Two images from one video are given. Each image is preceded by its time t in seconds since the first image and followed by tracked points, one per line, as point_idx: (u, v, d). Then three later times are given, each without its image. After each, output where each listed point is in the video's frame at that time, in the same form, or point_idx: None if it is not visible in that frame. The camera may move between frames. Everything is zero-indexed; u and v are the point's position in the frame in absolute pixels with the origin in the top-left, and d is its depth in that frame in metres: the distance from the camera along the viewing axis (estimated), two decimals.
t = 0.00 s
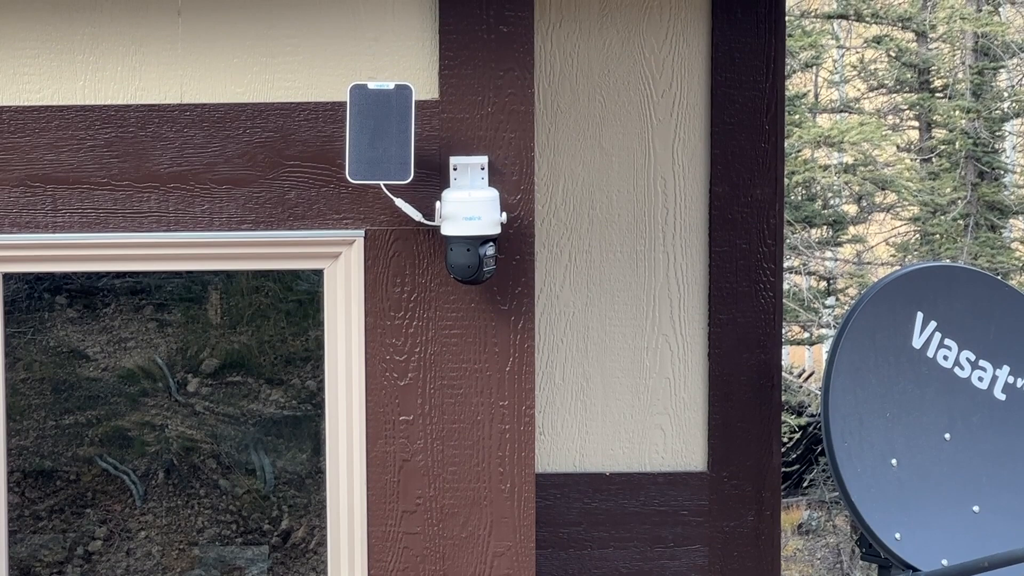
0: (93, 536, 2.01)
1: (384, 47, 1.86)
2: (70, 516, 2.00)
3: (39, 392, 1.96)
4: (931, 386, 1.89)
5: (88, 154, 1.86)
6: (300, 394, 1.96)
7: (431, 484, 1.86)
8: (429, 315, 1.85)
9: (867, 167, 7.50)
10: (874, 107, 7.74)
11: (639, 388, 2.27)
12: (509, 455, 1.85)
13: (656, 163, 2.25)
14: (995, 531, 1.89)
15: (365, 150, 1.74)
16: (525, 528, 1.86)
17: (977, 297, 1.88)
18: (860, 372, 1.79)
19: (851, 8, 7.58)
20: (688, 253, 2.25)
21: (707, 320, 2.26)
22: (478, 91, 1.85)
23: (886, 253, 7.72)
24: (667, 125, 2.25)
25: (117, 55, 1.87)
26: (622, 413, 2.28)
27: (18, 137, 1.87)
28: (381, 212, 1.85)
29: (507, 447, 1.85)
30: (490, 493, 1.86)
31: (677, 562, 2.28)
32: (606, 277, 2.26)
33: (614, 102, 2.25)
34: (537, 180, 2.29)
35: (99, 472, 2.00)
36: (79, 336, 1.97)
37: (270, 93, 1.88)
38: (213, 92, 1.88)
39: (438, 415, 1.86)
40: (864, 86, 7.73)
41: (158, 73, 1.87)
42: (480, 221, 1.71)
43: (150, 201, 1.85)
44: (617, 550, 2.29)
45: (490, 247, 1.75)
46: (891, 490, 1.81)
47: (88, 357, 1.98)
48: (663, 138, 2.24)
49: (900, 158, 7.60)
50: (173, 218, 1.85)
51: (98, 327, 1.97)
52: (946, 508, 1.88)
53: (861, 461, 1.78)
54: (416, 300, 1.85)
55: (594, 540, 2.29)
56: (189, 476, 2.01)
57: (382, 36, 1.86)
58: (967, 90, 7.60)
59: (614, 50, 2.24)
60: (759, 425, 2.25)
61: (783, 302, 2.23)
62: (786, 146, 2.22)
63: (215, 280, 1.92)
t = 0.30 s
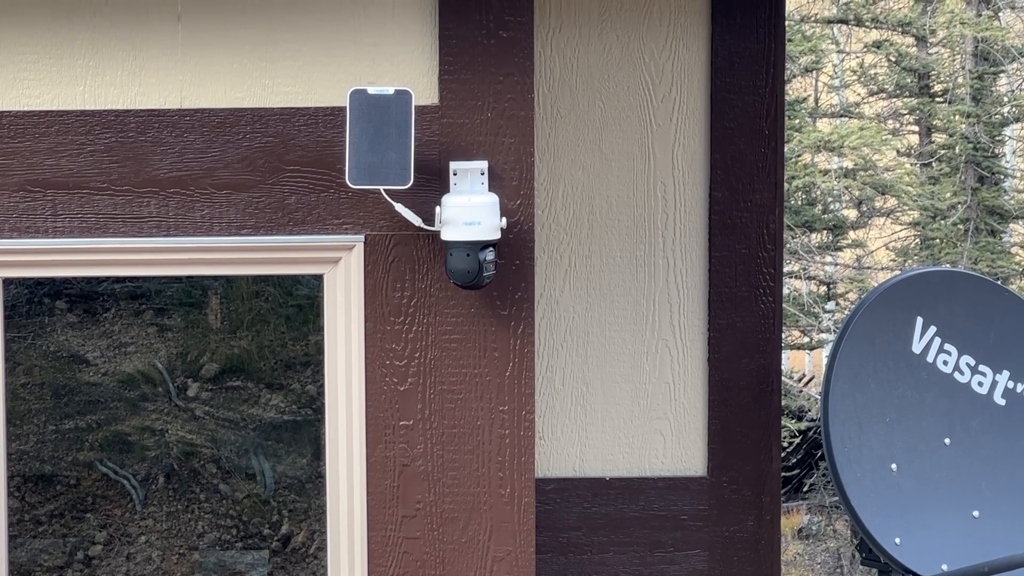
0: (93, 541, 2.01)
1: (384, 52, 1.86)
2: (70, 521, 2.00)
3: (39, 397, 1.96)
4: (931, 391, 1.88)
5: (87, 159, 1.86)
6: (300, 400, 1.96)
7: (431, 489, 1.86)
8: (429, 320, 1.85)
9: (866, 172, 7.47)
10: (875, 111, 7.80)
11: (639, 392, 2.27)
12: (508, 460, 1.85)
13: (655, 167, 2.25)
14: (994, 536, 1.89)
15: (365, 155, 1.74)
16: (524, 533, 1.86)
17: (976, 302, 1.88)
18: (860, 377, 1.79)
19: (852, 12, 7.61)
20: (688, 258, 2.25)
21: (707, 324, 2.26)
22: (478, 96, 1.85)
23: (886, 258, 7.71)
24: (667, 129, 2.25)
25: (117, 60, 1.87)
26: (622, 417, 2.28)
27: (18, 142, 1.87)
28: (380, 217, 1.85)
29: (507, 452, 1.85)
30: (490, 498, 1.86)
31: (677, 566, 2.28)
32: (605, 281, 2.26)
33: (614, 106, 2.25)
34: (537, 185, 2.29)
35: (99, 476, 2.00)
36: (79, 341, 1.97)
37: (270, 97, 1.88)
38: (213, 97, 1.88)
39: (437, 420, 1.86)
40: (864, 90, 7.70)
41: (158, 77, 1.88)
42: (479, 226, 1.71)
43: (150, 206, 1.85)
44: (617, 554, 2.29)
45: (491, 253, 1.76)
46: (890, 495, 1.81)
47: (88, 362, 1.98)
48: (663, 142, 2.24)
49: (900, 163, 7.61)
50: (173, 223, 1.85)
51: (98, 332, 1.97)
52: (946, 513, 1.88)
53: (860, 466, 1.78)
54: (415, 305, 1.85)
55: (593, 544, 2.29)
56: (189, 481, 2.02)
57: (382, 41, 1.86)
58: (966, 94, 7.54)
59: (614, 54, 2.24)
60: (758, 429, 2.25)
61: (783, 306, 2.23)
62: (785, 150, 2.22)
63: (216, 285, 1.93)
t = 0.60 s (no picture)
0: (93, 544, 2.01)
1: (385, 55, 1.86)
2: (70, 524, 2.00)
3: (39, 400, 1.96)
4: (932, 394, 1.88)
5: (88, 162, 1.86)
6: (301, 403, 1.96)
7: (431, 492, 1.86)
8: (429, 323, 1.85)
9: (867, 175, 7.50)
10: (876, 114, 7.77)
11: (640, 395, 2.27)
12: (508, 463, 1.85)
13: (656, 170, 2.24)
14: (995, 539, 1.89)
15: (365, 158, 1.73)
16: (525, 537, 1.86)
17: (977, 305, 1.87)
18: (860, 380, 1.79)
19: (853, 16, 7.61)
20: (689, 260, 2.25)
21: (707, 327, 2.25)
22: (479, 99, 1.85)
23: (887, 261, 7.70)
24: (667, 132, 2.24)
25: (118, 63, 1.87)
26: (623, 420, 2.28)
27: (18, 145, 1.87)
28: (381, 220, 1.85)
29: (507, 455, 1.85)
30: (490, 501, 1.86)
31: (678, 569, 2.28)
32: (606, 284, 2.26)
33: (615, 109, 2.25)
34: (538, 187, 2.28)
35: (99, 479, 2.00)
36: (80, 344, 1.97)
37: (270, 100, 1.87)
38: (213, 100, 1.88)
39: (438, 423, 1.86)
40: (864, 94, 7.68)
41: (159, 80, 1.87)
42: (480, 229, 1.71)
43: (150, 209, 1.85)
44: (618, 557, 2.29)
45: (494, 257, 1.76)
46: (891, 498, 1.81)
47: (88, 365, 1.98)
48: (664, 145, 2.24)
49: (901, 166, 7.59)
50: (174, 226, 1.85)
51: (98, 335, 1.97)
52: (947, 516, 1.88)
53: (861, 469, 1.78)
54: (416, 308, 1.85)
55: (594, 547, 2.29)
56: (189, 484, 2.02)
57: (382, 44, 1.86)
58: (967, 98, 7.53)
59: (615, 57, 2.24)
60: (759, 432, 2.25)
61: (783, 310, 2.22)
62: (786, 153, 2.22)
63: (216, 288, 1.93)
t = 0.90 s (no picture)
0: (96, 546, 2.01)
1: (387, 57, 1.86)
2: (72, 526, 2.00)
3: (41, 402, 1.96)
4: (934, 397, 1.88)
5: (90, 164, 1.86)
6: (303, 404, 1.96)
7: (433, 495, 1.86)
8: (432, 325, 1.85)
9: (869, 177, 7.48)
10: (878, 116, 7.74)
11: (641, 397, 2.27)
12: (511, 466, 1.85)
13: (658, 173, 2.25)
14: (997, 541, 1.89)
15: (368, 160, 1.74)
16: (527, 539, 1.86)
17: (979, 308, 1.87)
18: (862, 383, 1.79)
19: (855, 18, 7.58)
20: (691, 263, 2.25)
21: (709, 330, 2.25)
22: (481, 102, 1.85)
23: (890, 264, 7.73)
24: (669, 135, 2.24)
25: (120, 65, 1.88)
26: (625, 422, 2.28)
27: (21, 147, 1.87)
28: (384, 222, 1.85)
29: (510, 457, 1.85)
30: (492, 503, 1.86)
31: (680, 572, 2.28)
32: (608, 287, 2.26)
33: (617, 112, 2.25)
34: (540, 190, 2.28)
35: (101, 481, 2.00)
36: (82, 346, 1.97)
37: (272, 103, 1.87)
38: (215, 102, 1.88)
39: (440, 426, 1.86)
40: (867, 96, 7.71)
41: (161, 83, 1.88)
42: (482, 232, 1.71)
43: (153, 212, 1.85)
44: (620, 559, 2.29)
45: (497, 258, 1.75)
46: (893, 500, 1.81)
47: (90, 367, 1.98)
48: (666, 148, 2.24)
49: (902, 168, 7.58)
50: (176, 229, 1.85)
51: (101, 337, 1.97)
52: (949, 518, 1.88)
53: (863, 471, 1.78)
54: (418, 311, 1.85)
55: (596, 550, 2.29)
56: (191, 487, 2.02)
57: (385, 46, 1.86)
58: (969, 100, 7.55)
59: (617, 60, 2.24)
60: (761, 435, 2.25)
61: (786, 312, 2.22)
62: (788, 156, 2.22)
63: (218, 290, 1.93)
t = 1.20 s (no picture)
0: (99, 547, 2.02)
1: (391, 59, 1.87)
2: (75, 527, 2.01)
3: (44, 403, 1.96)
4: (937, 399, 1.88)
5: (94, 166, 1.86)
6: (306, 406, 1.96)
7: (437, 496, 1.86)
8: (435, 327, 1.85)
9: (873, 179, 7.45)
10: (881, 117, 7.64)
11: (645, 399, 2.27)
12: (515, 467, 1.86)
13: (662, 174, 2.25)
14: (1000, 543, 1.89)
15: (371, 162, 1.74)
16: (531, 541, 1.86)
17: (983, 310, 1.87)
18: (865, 385, 1.79)
19: (859, 20, 7.48)
20: (694, 265, 2.25)
21: (713, 332, 2.25)
22: (485, 104, 1.85)
23: (893, 265, 7.67)
24: (673, 137, 2.24)
25: (124, 66, 1.87)
26: (628, 424, 2.28)
27: (24, 148, 1.87)
28: (387, 224, 1.85)
29: (513, 459, 1.85)
30: (495, 505, 1.86)
31: (683, 574, 2.28)
32: (611, 288, 2.26)
33: (620, 113, 2.25)
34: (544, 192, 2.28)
35: (105, 482, 2.00)
36: (86, 347, 1.97)
37: (276, 104, 1.88)
38: (219, 104, 1.88)
39: (443, 427, 1.86)
40: (871, 97, 7.60)
41: (165, 84, 1.88)
42: (486, 233, 1.71)
43: (157, 213, 1.85)
44: (623, 561, 2.29)
45: (497, 258, 1.74)
46: (896, 502, 1.81)
47: (94, 368, 1.98)
48: (670, 149, 2.24)
49: (906, 170, 7.52)
50: (180, 230, 1.85)
51: (104, 337, 1.97)
52: (952, 520, 1.87)
53: (867, 473, 1.78)
54: (422, 313, 1.85)
55: (599, 551, 2.29)
56: (195, 487, 2.02)
57: (389, 48, 1.86)
58: (973, 102, 7.52)
59: (621, 61, 2.24)
60: (764, 437, 2.25)
61: (789, 314, 2.22)
62: (792, 158, 2.22)
63: (222, 292, 1.93)
